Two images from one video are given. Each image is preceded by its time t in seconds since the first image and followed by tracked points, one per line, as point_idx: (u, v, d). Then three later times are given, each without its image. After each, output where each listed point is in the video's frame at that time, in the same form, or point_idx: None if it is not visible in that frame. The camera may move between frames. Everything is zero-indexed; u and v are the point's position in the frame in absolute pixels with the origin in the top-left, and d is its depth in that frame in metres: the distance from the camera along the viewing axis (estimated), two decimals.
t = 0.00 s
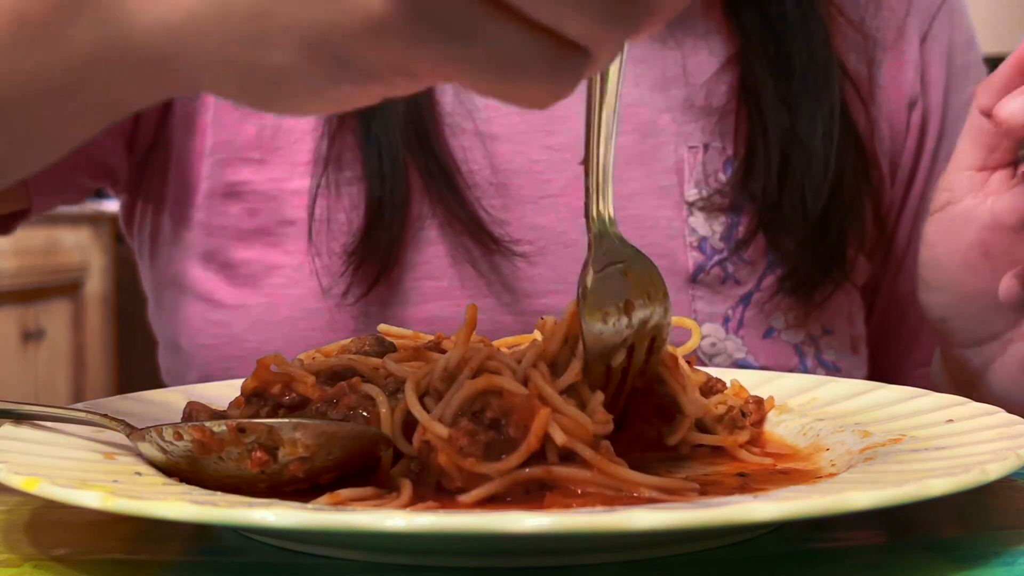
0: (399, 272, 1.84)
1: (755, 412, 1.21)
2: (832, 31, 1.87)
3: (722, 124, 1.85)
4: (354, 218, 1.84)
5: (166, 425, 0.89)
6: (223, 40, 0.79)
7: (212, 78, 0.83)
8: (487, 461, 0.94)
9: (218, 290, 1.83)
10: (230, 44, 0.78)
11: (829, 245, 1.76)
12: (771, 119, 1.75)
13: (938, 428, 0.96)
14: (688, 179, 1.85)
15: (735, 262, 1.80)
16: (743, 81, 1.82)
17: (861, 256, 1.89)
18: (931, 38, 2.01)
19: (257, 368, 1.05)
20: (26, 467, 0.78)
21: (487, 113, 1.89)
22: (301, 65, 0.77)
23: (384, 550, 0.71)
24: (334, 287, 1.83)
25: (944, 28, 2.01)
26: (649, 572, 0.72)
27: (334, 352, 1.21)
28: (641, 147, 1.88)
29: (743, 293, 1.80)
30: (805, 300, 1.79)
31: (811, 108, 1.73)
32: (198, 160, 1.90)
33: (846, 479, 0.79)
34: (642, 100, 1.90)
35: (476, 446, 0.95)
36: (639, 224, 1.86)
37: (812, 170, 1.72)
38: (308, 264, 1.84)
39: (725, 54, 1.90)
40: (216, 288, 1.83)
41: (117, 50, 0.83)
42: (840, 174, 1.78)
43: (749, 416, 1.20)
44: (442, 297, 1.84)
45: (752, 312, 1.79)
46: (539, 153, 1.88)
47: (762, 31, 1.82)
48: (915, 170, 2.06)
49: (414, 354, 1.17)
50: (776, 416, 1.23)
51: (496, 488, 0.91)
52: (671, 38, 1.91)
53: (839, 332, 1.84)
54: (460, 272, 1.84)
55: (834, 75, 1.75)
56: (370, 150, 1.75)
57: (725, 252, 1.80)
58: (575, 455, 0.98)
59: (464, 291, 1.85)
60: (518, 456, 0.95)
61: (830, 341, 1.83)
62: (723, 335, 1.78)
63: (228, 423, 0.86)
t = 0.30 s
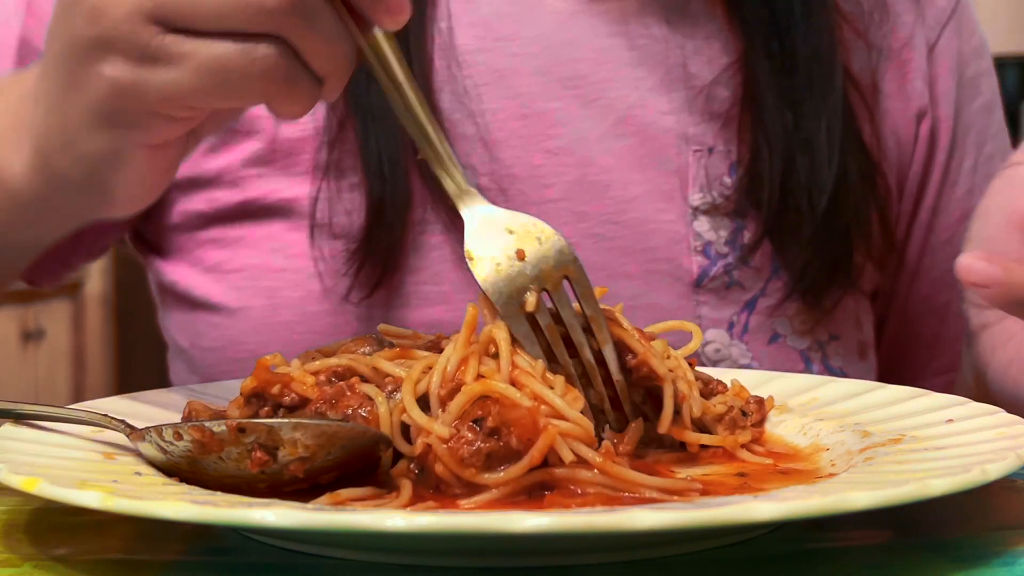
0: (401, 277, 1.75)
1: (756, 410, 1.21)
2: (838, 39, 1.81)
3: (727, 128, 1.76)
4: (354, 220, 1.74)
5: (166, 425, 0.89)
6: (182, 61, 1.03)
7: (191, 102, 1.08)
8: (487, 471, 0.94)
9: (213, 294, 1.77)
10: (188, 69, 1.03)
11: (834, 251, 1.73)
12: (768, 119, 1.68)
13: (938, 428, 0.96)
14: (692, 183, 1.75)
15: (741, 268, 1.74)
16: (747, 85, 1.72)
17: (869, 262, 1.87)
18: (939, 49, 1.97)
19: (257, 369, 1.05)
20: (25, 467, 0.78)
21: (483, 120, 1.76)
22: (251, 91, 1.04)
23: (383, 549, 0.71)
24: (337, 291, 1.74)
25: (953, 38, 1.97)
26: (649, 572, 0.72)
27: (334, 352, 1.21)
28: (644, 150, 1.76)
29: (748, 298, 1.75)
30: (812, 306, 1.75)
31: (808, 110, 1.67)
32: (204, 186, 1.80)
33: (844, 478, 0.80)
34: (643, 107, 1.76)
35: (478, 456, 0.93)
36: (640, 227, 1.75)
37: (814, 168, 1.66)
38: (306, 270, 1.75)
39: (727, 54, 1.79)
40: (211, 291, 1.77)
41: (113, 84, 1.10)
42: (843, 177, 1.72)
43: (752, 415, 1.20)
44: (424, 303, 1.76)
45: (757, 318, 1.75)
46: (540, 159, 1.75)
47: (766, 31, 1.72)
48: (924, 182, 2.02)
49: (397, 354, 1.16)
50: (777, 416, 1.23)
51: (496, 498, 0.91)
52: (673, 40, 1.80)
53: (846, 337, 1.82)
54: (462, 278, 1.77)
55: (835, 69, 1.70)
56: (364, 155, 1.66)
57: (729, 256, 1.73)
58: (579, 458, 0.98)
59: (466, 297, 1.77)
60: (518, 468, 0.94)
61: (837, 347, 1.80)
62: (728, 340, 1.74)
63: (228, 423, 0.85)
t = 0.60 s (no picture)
0: (360, 282, 1.81)
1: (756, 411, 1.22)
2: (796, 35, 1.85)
3: (686, 124, 1.81)
4: (313, 226, 1.81)
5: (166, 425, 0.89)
6: (152, 128, 1.08)
7: (159, 167, 1.12)
8: (487, 474, 0.94)
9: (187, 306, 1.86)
10: (158, 134, 1.08)
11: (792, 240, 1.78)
12: (728, 112, 1.75)
13: (938, 428, 0.96)
14: (654, 182, 1.79)
15: (703, 263, 1.79)
16: (709, 81, 1.79)
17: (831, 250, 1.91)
18: (911, 45, 2.00)
19: (257, 369, 1.05)
20: (25, 467, 0.78)
21: (447, 125, 1.82)
22: (220, 158, 1.09)
23: (383, 549, 0.71)
24: (285, 299, 1.80)
25: (924, 35, 2.00)
26: (648, 572, 0.72)
27: (334, 352, 1.21)
28: (608, 154, 1.80)
29: (711, 293, 1.80)
30: (771, 296, 1.80)
31: (770, 105, 1.74)
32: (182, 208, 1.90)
33: (844, 478, 0.80)
34: (607, 108, 1.80)
35: (477, 461, 0.93)
36: (602, 228, 1.79)
37: (772, 152, 1.73)
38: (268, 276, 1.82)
39: (689, 51, 1.84)
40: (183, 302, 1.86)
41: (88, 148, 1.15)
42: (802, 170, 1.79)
43: (751, 416, 1.20)
44: (393, 308, 1.81)
45: (721, 312, 1.79)
46: (504, 162, 1.80)
47: (726, 30, 1.80)
48: (898, 178, 2.03)
49: (392, 355, 1.15)
50: (776, 416, 1.23)
51: (496, 501, 0.91)
52: (639, 41, 1.84)
53: (814, 330, 1.85)
54: (427, 282, 1.81)
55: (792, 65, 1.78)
56: (328, 153, 1.76)
57: (693, 253, 1.78)
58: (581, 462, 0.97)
59: (431, 300, 1.81)
60: (518, 474, 0.94)
61: (804, 340, 1.83)
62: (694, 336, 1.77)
63: (228, 423, 0.85)
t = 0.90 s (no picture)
0: (336, 279, 1.88)
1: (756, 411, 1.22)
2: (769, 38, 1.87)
3: (659, 125, 1.84)
4: (289, 226, 1.87)
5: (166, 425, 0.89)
6: (132, 193, 1.13)
7: (140, 228, 1.18)
8: (487, 477, 0.93)
9: (167, 305, 1.93)
10: (137, 200, 1.13)
11: (765, 241, 1.81)
12: (702, 115, 1.79)
13: (937, 428, 0.96)
14: (628, 182, 1.83)
15: (676, 263, 1.82)
16: (683, 84, 1.83)
17: (806, 250, 1.92)
18: (886, 49, 2.01)
19: (257, 369, 1.05)
20: (25, 467, 0.78)
21: (423, 125, 1.87)
22: (199, 216, 1.13)
23: (383, 549, 0.71)
24: (265, 302, 1.87)
25: (900, 39, 2.02)
26: (648, 572, 0.72)
27: (334, 352, 1.21)
28: (580, 154, 1.84)
29: (685, 292, 1.82)
30: (744, 294, 1.83)
31: (744, 109, 1.78)
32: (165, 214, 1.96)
33: (844, 478, 0.80)
34: (582, 108, 1.85)
35: (476, 464, 0.93)
36: (577, 226, 1.83)
37: (747, 164, 1.77)
38: (246, 277, 1.89)
39: (665, 53, 1.87)
40: (164, 302, 1.93)
41: (72, 214, 1.20)
42: (773, 174, 1.82)
43: (750, 416, 1.20)
44: (368, 306, 1.88)
45: (694, 311, 1.83)
46: (477, 161, 1.86)
47: (699, 38, 1.84)
48: (870, 181, 2.04)
49: (392, 355, 1.15)
50: (777, 416, 1.23)
51: (497, 503, 0.90)
52: (613, 43, 1.88)
53: (787, 329, 1.87)
54: (401, 281, 1.88)
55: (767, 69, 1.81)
56: (304, 157, 1.81)
57: (666, 252, 1.81)
58: (581, 464, 0.97)
59: (404, 297, 1.88)
60: (518, 477, 0.93)
61: (777, 338, 1.86)
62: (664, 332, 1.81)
63: (228, 423, 0.85)
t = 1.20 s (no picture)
0: (334, 278, 1.88)
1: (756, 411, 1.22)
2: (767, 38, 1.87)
3: (656, 125, 1.84)
4: (286, 224, 1.87)
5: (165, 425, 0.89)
6: (130, 194, 1.13)
7: (138, 229, 1.17)
8: (486, 479, 0.93)
9: (168, 306, 1.93)
10: (135, 201, 1.13)
11: (761, 241, 1.79)
12: (699, 114, 1.76)
13: (937, 428, 0.96)
14: (625, 183, 1.84)
15: (674, 262, 1.81)
16: (680, 82, 1.81)
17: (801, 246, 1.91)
18: (885, 49, 2.02)
19: (256, 369, 1.05)
20: (25, 467, 0.78)
21: (422, 127, 1.88)
22: (198, 220, 1.12)
23: (382, 550, 0.71)
24: (259, 295, 1.88)
25: (899, 38, 2.03)
26: (648, 572, 0.72)
27: (333, 353, 1.21)
28: (578, 154, 1.85)
29: (682, 292, 1.82)
30: (741, 293, 1.82)
31: (743, 108, 1.74)
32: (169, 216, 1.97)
33: (844, 479, 0.80)
34: (580, 109, 1.86)
35: (475, 466, 0.93)
36: (576, 227, 1.84)
37: (745, 168, 1.73)
38: (244, 277, 1.90)
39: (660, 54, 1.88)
40: (165, 302, 1.93)
41: (70, 215, 1.20)
42: (770, 173, 1.78)
43: (751, 416, 1.20)
44: (367, 307, 1.88)
45: (691, 310, 1.82)
46: (476, 162, 1.86)
47: (697, 31, 1.81)
48: (869, 181, 2.04)
49: (392, 356, 1.15)
50: (777, 416, 1.23)
51: (497, 504, 0.90)
52: (608, 45, 1.89)
53: (784, 328, 1.87)
54: (401, 280, 1.89)
55: (766, 66, 1.77)
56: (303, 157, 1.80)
57: (664, 252, 1.82)
58: (582, 465, 0.97)
59: (404, 298, 1.88)
60: (518, 477, 0.93)
61: (774, 337, 1.86)
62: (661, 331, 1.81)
63: (228, 423, 0.85)
